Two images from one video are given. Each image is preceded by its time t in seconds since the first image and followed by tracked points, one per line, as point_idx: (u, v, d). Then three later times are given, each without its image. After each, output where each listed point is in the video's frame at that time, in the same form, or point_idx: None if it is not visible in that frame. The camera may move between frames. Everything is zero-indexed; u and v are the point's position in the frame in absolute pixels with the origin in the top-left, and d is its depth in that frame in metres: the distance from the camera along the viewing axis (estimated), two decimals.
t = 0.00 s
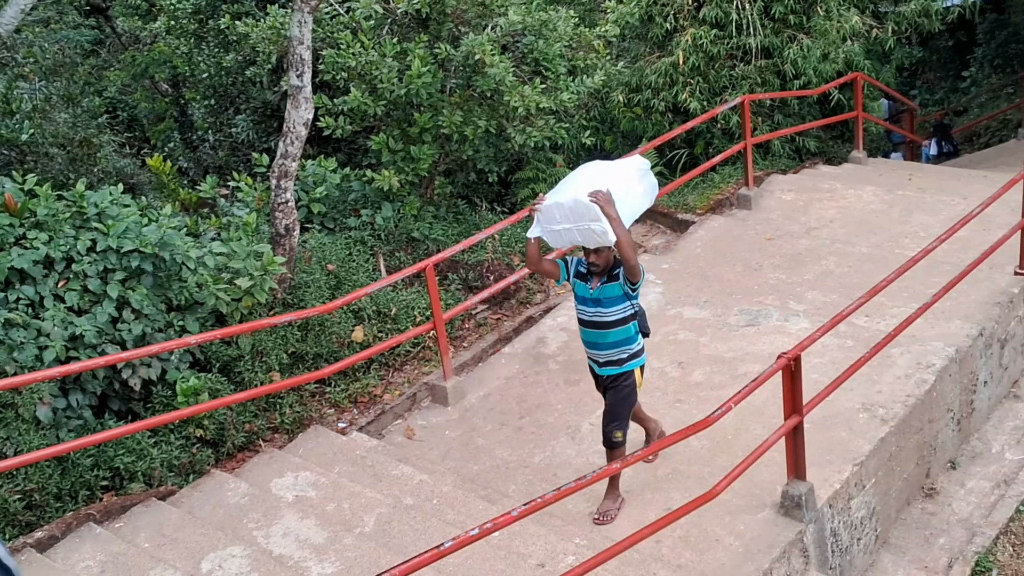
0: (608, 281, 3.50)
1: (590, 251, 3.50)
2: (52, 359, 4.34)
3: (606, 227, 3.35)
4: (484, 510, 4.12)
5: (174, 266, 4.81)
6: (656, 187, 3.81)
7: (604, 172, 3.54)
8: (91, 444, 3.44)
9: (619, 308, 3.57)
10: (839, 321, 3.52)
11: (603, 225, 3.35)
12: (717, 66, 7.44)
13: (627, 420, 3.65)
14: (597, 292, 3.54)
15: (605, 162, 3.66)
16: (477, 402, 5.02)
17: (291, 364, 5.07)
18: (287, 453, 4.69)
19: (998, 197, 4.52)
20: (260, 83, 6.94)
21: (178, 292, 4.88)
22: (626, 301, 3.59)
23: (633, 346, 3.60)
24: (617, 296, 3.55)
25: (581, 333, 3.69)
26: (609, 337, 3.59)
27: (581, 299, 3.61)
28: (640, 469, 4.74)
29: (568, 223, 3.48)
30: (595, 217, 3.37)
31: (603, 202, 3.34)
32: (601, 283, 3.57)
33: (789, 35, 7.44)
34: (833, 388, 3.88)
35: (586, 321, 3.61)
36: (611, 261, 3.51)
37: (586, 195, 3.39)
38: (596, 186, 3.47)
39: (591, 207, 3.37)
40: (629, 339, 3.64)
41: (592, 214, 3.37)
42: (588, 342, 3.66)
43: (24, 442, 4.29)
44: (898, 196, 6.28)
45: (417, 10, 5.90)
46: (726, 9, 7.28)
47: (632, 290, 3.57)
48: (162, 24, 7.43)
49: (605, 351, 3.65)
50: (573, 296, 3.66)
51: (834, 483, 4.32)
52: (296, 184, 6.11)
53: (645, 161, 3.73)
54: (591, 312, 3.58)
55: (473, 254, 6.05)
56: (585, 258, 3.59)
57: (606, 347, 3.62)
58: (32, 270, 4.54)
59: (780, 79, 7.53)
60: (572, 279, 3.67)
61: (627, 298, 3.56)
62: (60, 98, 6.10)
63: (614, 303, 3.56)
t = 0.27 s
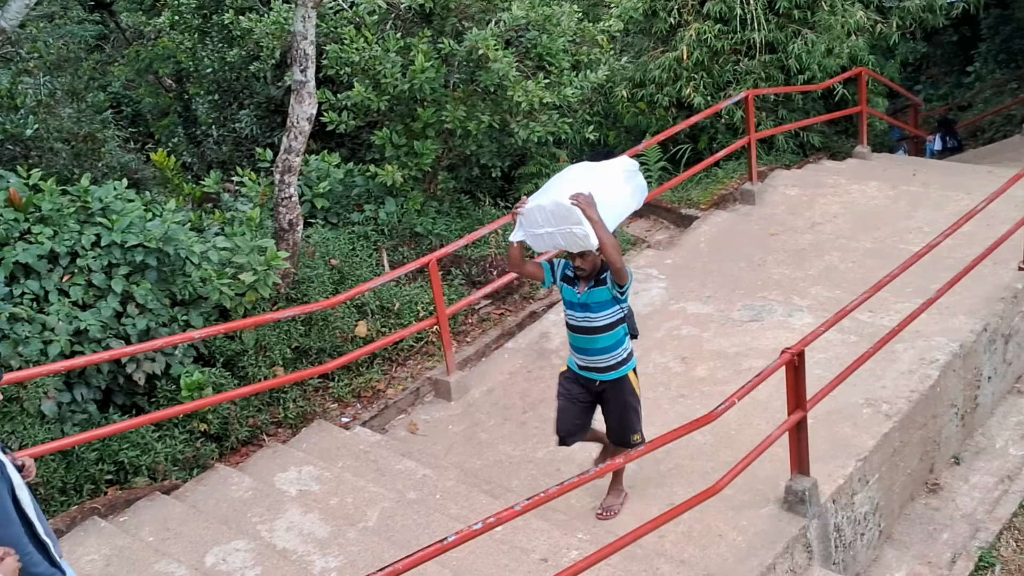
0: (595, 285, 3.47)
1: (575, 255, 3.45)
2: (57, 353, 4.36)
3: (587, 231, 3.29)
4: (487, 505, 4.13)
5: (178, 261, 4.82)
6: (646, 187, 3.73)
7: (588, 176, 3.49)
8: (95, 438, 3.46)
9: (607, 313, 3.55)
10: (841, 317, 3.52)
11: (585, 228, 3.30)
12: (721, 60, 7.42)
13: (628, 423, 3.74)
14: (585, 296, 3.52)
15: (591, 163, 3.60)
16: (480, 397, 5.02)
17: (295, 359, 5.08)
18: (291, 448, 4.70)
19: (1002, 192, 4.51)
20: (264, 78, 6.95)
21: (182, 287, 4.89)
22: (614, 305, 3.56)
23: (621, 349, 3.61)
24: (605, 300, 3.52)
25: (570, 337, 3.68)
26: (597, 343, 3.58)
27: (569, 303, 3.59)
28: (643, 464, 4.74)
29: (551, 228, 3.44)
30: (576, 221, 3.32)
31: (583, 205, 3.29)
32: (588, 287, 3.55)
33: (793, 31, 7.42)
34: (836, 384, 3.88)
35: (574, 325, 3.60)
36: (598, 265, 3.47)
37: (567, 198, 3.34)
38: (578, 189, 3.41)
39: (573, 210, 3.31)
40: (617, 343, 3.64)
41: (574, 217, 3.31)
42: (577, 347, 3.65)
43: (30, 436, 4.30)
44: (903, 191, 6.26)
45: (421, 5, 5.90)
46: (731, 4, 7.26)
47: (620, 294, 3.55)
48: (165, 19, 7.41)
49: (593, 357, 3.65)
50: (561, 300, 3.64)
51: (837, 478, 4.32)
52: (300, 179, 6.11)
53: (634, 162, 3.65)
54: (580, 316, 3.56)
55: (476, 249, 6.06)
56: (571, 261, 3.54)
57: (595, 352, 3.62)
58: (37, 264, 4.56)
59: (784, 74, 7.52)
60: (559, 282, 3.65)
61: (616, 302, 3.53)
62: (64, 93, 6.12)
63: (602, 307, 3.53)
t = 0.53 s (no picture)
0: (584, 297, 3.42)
1: (561, 268, 3.43)
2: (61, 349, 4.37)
3: (570, 244, 3.29)
4: (490, 501, 4.13)
5: (182, 256, 4.83)
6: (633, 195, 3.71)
7: (570, 187, 3.48)
8: (99, 434, 3.47)
9: (597, 322, 3.50)
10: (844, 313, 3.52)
11: (567, 241, 3.29)
12: (726, 56, 7.41)
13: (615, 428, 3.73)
14: (574, 306, 3.47)
15: (575, 173, 3.59)
16: (483, 393, 5.03)
17: (298, 354, 5.09)
18: (295, 443, 4.70)
19: (1006, 188, 4.50)
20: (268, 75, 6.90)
21: (186, 282, 4.89)
22: (604, 314, 3.51)
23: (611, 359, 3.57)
24: (595, 310, 3.47)
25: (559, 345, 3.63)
26: (589, 352, 3.53)
27: (558, 313, 3.54)
28: (647, 460, 4.75)
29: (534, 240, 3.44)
30: (558, 234, 3.32)
31: (564, 219, 3.28)
32: (577, 297, 3.50)
33: (797, 27, 7.42)
34: (839, 380, 3.88)
35: (565, 335, 3.54)
36: (585, 276, 3.42)
37: (548, 212, 3.33)
38: (560, 201, 3.40)
39: (555, 224, 3.31)
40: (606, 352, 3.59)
41: (556, 230, 3.31)
42: (567, 356, 3.60)
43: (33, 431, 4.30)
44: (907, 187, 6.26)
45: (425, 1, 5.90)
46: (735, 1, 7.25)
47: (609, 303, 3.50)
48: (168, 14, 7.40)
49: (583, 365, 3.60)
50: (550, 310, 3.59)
51: (840, 475, 4.32)
52: (304, 174, 6.08)
53: (618, 169, 3.63)
54: (571, 327, 3.50)
55: (480, 245, 6.06)
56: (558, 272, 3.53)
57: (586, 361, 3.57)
58: (41, 260, 4.57)
59: (789, 70, 7.50)
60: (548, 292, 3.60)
61: (606, 312, 3.48)
62: (68, 89, 6.13)
63: (592, 317, 3.48)
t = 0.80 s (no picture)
0: (575, 297, 3.41)
1: (552, 267, 3.37)
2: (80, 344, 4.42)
3: (561, 241, 3.21)
4: (507, 495, 4.14)
5: (199, 252, 4.85)
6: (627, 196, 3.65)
7: (563, 185, 3.41)
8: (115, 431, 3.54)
9: (587, 325, 3.49)
10: (862, 309, 3.50)
11: (558, 238, 3.22)
12: (742, 51, 7.38)
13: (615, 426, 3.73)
14: (564, 308, 3.46)
15: (569, 171, 3.52)
16: (500, 388, 5.03)
17: (315, 349, 5.10)
18: (312, 438, 4.72)
19: None
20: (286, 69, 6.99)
21: (204, 277, 4.91)
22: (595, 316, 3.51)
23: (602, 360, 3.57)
24: (585, 311, 3.46)
25: (548, 348, 3.62)
26: (581, 355, 3.53)
27: (548, 315, 3.52)
28: (664, 455, 4.75)
29: (524, 237, 3.37)
30: (549, 231, 3.24)
31: (557, 215, 3.21)
32: (567, 299, 3.48)
33: (814, 22, 7.37)
34: (856, 376, 3.86)
35: (556, 338, 3.53)
36: (576, 276, 3.40)
37: (541, 207, 3.26)
38: (553, 198, 3.33)
39: (547, 220, 3.23)
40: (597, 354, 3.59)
41: (547, 226, 3.23)
42: (558, 359, 3.59)
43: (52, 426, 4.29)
44: (925, 182, 6.22)
45: None
46: None
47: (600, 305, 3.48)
48: (185, 10, 7.43)
49: (575, 368, 3.59)
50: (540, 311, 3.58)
51: (858, 471, 4.30)
52: (322, 170, 6.18)
53: (613, 171, 3.57)
54: (562, 330, 3.50)
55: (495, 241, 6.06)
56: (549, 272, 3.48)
57: (577, 364, 3.57)
58: (60, 255, 4.63)
59: (806, 65, 7.47)
60: (537, 293, 3.58)
61: (597, 314, 3.47)
62: (87, 85, 6.16)
63: (583, 319, 3.48)
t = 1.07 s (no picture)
0: (581, 280, 3.33)
1: (559, 248, 3.30)
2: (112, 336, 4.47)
3: (568, 223, 3.13)
4: (537, 488, 4.15)
5: (230, 245, 4.88)
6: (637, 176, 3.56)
7: (570, 164, 3.32)
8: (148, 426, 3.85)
9: (595, 308, 3.41)
10: (895, 301, 3.47)
11: (566, 219, 3.14)
12: (773, 43, 7.32)
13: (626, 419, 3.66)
14: (571, 291, 3.39)
15: (578, 150, 3.43)
16: (528, 381, 5.04)
17: (344, 342, 5.11)
18: (341, 431, 4.73)
19: None
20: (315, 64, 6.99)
21: (234, 271, 4.93)
22: (603, 299, 3.42)
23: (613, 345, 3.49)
24: (591, 295, 3.39)
25: (556, 332, 3.55)
26: (588, 339, 3.45)
27: (555, 298, 3.46)
28: (694, 449, 4.74)
29: (531, 217, 3.29)
30: (557, 212, 3.16)
31: (565, 196, 3.12)
32: (574, 281, 3.41)
33: (844, 13, 7.32)
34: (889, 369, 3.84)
35: (563, 321, 3.46)
36: (584, 259, 3.32)
37: (547, 187, 3.17)
38: (560, 177, 3.24)
39: (554, 201, 3.15)
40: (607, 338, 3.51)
41: (554, 208, 3.15)
42: (566, 343, 3.52)
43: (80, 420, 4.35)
44: (957, 175, 6.16)
45: None
46: None
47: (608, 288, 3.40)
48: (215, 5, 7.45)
49: (584, 354, 3.52)
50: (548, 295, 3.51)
51: (889, 465, 4.28)
52: (350, 163, 6.13)
53: (623, 149, 3.47)
54: (568, 313, 3.43)
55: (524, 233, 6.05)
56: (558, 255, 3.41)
57: (586, 349, 3.49)
58: (92, 248, 4.68)
59: (837, 56, 7.40)
60: (545, 276, 3.53)
61: (604, 297, 3.39)
62: (118, 79, 6.21)
63: (590, 303, 3.40)
